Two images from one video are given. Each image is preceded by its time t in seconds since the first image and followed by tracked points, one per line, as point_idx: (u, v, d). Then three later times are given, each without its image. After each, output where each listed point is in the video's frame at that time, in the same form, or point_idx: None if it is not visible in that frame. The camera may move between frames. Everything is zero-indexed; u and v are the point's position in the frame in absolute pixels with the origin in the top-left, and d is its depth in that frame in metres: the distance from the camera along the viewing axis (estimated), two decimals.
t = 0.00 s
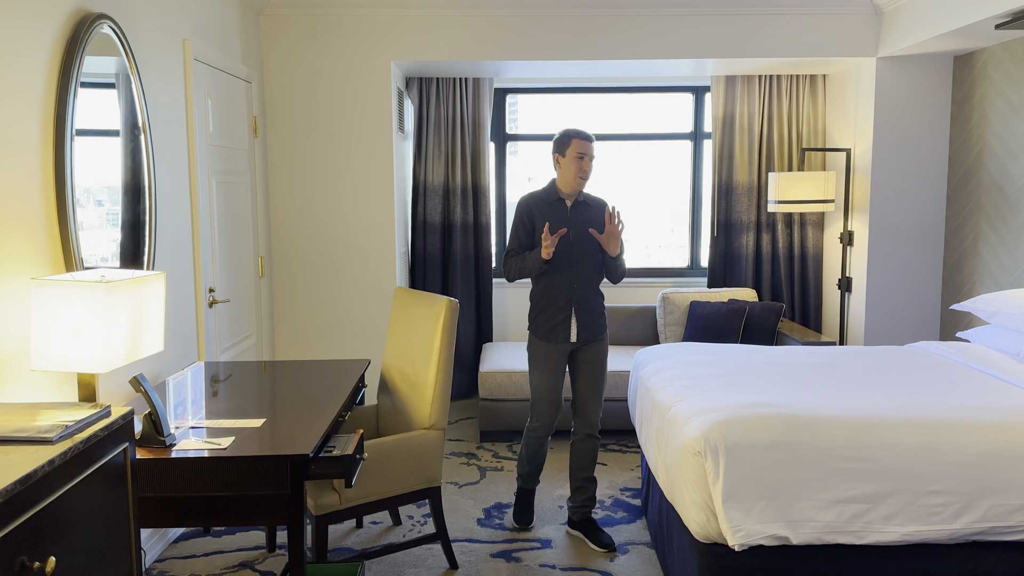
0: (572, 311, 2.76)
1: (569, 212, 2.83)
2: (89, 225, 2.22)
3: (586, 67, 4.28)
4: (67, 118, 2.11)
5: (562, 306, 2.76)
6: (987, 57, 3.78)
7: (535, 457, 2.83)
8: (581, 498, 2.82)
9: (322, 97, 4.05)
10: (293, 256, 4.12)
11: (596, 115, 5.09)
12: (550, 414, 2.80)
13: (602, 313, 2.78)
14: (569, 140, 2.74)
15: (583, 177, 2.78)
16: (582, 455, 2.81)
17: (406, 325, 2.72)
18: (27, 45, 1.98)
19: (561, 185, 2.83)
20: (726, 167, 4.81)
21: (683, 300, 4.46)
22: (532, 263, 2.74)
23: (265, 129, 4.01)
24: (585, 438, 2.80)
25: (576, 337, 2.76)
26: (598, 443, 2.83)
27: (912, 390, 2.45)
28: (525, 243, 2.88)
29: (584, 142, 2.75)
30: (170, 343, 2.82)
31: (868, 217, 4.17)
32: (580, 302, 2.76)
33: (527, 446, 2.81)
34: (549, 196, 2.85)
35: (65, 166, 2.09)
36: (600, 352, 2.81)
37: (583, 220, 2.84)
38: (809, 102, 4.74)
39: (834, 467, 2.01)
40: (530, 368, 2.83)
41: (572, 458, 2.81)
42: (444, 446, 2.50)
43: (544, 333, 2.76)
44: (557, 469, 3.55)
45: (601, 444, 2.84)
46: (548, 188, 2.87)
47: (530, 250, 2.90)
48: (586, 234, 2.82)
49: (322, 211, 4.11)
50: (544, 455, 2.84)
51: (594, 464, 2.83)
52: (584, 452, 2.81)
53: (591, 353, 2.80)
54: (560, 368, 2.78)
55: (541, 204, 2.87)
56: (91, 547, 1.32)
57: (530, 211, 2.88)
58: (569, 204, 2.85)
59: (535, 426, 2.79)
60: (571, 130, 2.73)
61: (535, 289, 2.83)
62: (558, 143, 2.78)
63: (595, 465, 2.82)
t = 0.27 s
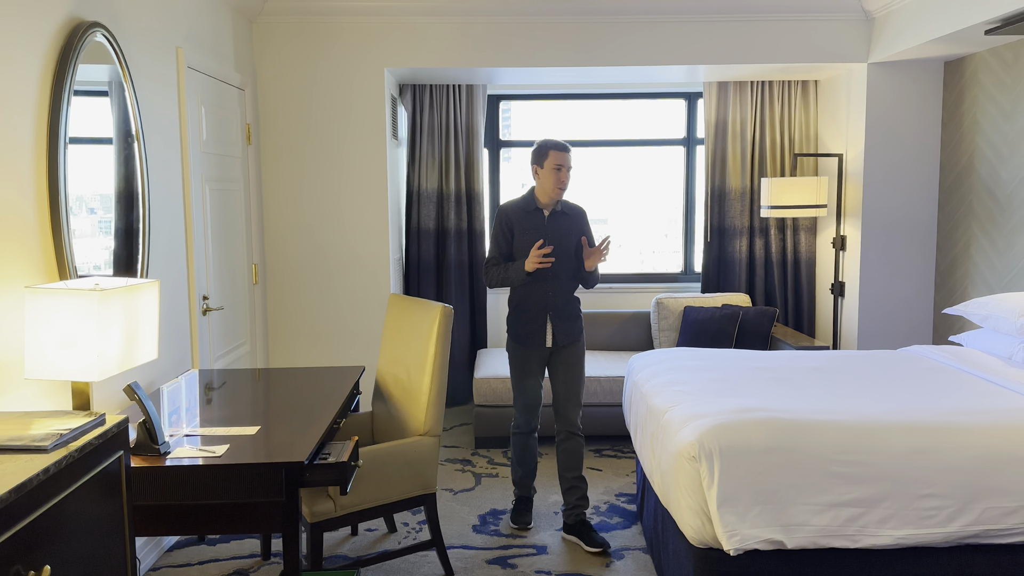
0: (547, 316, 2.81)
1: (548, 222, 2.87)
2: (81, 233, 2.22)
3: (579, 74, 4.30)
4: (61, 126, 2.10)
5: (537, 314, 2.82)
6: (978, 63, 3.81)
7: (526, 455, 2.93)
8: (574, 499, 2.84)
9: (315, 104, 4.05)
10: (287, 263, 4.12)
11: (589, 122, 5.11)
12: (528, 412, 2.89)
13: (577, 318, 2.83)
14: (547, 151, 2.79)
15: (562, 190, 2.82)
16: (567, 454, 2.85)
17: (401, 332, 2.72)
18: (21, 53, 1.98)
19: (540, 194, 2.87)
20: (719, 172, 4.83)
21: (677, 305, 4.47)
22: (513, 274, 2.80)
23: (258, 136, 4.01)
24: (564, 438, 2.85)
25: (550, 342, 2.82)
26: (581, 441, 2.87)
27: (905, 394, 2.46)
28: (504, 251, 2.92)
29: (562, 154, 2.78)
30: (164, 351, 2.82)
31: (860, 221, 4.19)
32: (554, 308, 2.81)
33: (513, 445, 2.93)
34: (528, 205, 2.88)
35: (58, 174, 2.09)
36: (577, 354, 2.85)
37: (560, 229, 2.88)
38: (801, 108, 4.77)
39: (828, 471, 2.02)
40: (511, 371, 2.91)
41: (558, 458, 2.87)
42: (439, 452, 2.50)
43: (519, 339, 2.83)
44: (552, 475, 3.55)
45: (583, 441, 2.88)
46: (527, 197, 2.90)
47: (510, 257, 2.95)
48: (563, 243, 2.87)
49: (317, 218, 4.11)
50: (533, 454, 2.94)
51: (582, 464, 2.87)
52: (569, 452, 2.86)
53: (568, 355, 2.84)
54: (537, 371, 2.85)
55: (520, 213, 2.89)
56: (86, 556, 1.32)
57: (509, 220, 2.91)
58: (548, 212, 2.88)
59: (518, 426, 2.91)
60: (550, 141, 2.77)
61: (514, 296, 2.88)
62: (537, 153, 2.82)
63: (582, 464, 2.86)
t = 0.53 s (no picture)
0: (534, 315, 2.83)
1: (533, 225, 2.90)
2: (75, 239, 2.21)
3: (573, 79, 4.32)
4: (55, 133, 2.11)
5: (525, 314, 2.84)
6: (969, 67, 3.84)
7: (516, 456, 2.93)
8: (564, 494, 2.89)
9: (310, 109, 4.05)
10: (282, 268, 4.11)
11: (584, 127, 5.13)
12: (517, 410, 2.90)
13: (563, 315, 2.86)
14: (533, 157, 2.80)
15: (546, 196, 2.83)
16: (559, 451, 2.88)
17: (396, 337, 2.72)
18: (15, 60, 1.98)
19: (526, 199, 2.89)
20: (713, 177, 4.85)
21: (671, 309, 4.48)
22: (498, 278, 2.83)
23: (252, 141, 4.01)
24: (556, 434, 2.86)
25: (538, 341, 2.83)
26: (570, 438, 2.89)
27: (899, 397, 2.47)
28: (491, 255, 2.95)
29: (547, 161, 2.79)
30: (159, 357, 2.81)
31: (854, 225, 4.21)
32: (542, 307, 2.83)
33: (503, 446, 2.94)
34: (513, 209, 2.91)
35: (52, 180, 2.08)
36: (564, 351, 2.87)
37: (545, 232, 2.91)
38: (794, 112, 4.79)
39: (822, 474, 2.03)
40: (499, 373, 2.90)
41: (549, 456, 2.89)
42: (434, 457, 2.50)
43: (508, 338, 2.84)
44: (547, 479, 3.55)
45: (572, 437, 2.89)
46: (513, 201, 2.93)
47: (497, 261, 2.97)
48: (549, 246, 2.89)
49: (312, 224, 4.11)
50: (524, 453, 2.94)
51: (572, 458, 2.90)
52: (560, 448, 2.88)
53: (556, 352, 2.86)
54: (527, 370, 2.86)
55: (505, 217, 2.92)
56: (81, 563, 1.32)
57: (495, 224, 2.94)
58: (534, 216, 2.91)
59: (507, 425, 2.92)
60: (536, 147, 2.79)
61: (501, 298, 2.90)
62: (522, 159, 2.84)
63: (572, 459, 2.88)
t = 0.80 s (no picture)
0: (534, 318, 2.84)
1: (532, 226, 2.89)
2: (70, 242, 2.21)
3: (569, 82, 4.33)
4: (51, 135, 2.11)
5: (525, 316, 2.85)
6: (963, 70, 3.86)
7: (513, 458, 2.94)
8: (567, 494, 2.92)
9: (306, 112, 4.06)
10: (278, 271, 4.11)
11: (580, 129, 5.14)
12: (518, 412, 2.90)
13: (564, 318, 2.87)
14: (530, 158, 2.80)
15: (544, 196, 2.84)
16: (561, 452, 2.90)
17: (392, 339, 2.73)
18: (11, 64, 1.98)
19: (525, 201, 2.90)
20: (709, 179, 4.87)
21: (667, 312, 4.49)
22: (498, 278, 2.83)
23: (248, 144, 4.00)
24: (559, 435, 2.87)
25: (538, 343, 2.84)
26: (575, 440, 2.89)
27: (893, 399, 2.48)
28: (492, 255, 2.95)
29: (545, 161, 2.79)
30: (155, 360, 2.81)
31: (849, 227, 4.23)
32: (541, 311, 2.83)
33: (501, 447, 2.95)
34: (513, 211, 2.91)
35: (48, 183, 2.08)
36: (565, 353, 2.88)
37: (545, 233, 2.90)
38: (789, 115, 4.81)
39: (818, 476, 2.03)
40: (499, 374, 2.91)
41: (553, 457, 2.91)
42: (431, 460, 2.50)
43: (507, 341, 2.85)
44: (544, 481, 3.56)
45: (577, 439, 2.90)
46: (513, 202, 2.93)
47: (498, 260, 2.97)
48: (548, 246, 2.89)
49: (309, 226, 4.11)
50: (522, 456, 2.93)
51: (575, 459, 2.92)
52: (564, 449, 2.90)
53: (557, 355, 2.87)
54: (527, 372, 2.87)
55: (505, 219, 2.92)
56: (77, 566, 1.32)
57: (495, 225, 2.94)
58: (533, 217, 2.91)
59: (506, 427, 2.92)
60: (532, 147, 2.79)
61: (502, 299, 2.91)
62: (521, 160, 2.84)
63: (576, 460, 2.90)
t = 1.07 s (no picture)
0: (549, 321, 2.84)
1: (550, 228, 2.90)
2: (67, 241, 2.21)
3: (567, 82, 4.33)
4: (48, 134, 2.10)
5: (540, 318, 2.84)
6: (961, 72, 3.87)
7: (518, 463, 2.93)
8: (577, 502, 2.88)
9: (304, 111, 4.05)
10: (275, 271, 4.11)
11: (578, 130, 5.14)
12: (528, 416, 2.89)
13: (580, 323, 2.86)
14: (548, 159, 2.81)
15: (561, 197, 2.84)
16: (572, 458, 2.87)
17: (389, 340, 2.72)
18: (8, 63, 1.97)
19: (542, 202, 2.90)
20: (706, 179, 4.87)
21: (665, 312, 4.49)
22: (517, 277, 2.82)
23: (245, 144, 4.00)
24: (569, 440, 2.86)
25: (552, 346, 2.84)
26: (587, 446, 2.89)
27: (891, 399, 2.49)
28: (508, 257, 2.96)
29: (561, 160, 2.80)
30: (151, 360, 2.81)
31: (846, 228, 4.23)
32: (556, 313, 2.83)
33: (507, 451, 2.93)
34: (530, 213, 2.93)
35: (44, 183, 2.08)
36: (580, 359, 2.87)
37: (562, 235, 2.90)
38: (787, 116, 4.82)
39: (815, 477, 2.04)
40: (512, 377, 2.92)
41: (563, 463, 2.89)
42: (428, 460, 2.50)
43: (521, 344, 2.86)
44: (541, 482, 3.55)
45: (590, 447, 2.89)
46: (531, 205, 2.95)
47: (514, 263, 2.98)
48: (566, 249, 2.89)
49: (306, 226, 4.11)
50: (527, 461, 2.93)
51: (587, 467, 2.89)
52: (575, 456, 2.88)
53: (572, 361, 2.86)
54: (540, 377, 2.87)
55: (522, 221, 2.94)
56: (73, 566, 1.31)
57: (512, 227, 2.95)
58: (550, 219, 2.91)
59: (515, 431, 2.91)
60: (551, 149, 2.80)
61: (519, 301, 2.91)
62: (538, 160, 2.85)
63: (588, 468, 2.88)
